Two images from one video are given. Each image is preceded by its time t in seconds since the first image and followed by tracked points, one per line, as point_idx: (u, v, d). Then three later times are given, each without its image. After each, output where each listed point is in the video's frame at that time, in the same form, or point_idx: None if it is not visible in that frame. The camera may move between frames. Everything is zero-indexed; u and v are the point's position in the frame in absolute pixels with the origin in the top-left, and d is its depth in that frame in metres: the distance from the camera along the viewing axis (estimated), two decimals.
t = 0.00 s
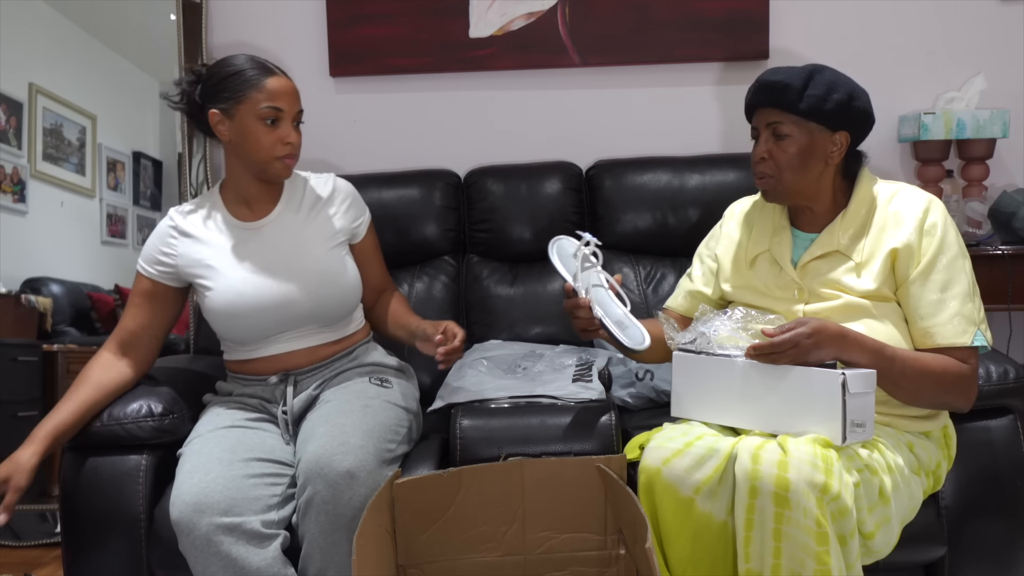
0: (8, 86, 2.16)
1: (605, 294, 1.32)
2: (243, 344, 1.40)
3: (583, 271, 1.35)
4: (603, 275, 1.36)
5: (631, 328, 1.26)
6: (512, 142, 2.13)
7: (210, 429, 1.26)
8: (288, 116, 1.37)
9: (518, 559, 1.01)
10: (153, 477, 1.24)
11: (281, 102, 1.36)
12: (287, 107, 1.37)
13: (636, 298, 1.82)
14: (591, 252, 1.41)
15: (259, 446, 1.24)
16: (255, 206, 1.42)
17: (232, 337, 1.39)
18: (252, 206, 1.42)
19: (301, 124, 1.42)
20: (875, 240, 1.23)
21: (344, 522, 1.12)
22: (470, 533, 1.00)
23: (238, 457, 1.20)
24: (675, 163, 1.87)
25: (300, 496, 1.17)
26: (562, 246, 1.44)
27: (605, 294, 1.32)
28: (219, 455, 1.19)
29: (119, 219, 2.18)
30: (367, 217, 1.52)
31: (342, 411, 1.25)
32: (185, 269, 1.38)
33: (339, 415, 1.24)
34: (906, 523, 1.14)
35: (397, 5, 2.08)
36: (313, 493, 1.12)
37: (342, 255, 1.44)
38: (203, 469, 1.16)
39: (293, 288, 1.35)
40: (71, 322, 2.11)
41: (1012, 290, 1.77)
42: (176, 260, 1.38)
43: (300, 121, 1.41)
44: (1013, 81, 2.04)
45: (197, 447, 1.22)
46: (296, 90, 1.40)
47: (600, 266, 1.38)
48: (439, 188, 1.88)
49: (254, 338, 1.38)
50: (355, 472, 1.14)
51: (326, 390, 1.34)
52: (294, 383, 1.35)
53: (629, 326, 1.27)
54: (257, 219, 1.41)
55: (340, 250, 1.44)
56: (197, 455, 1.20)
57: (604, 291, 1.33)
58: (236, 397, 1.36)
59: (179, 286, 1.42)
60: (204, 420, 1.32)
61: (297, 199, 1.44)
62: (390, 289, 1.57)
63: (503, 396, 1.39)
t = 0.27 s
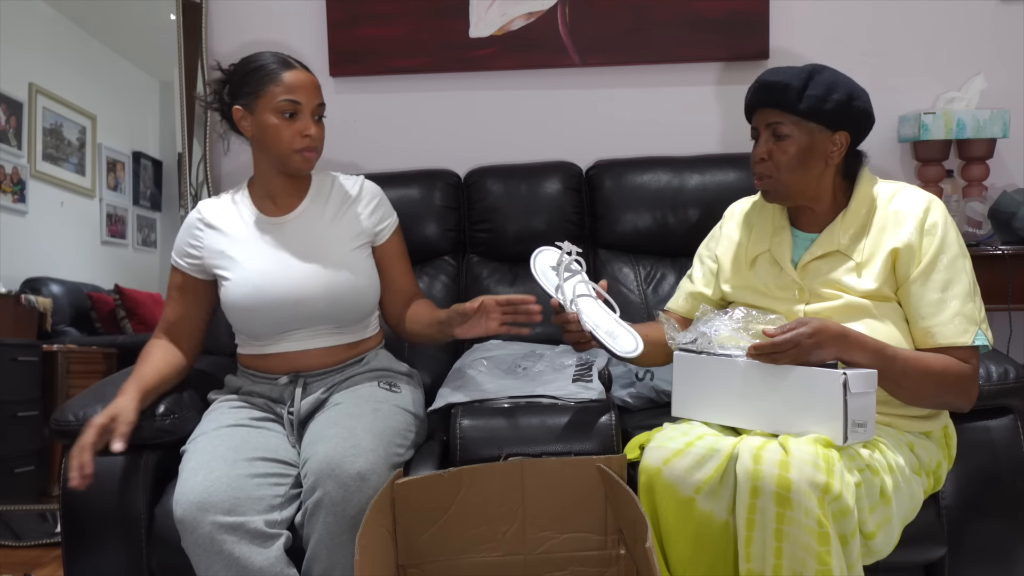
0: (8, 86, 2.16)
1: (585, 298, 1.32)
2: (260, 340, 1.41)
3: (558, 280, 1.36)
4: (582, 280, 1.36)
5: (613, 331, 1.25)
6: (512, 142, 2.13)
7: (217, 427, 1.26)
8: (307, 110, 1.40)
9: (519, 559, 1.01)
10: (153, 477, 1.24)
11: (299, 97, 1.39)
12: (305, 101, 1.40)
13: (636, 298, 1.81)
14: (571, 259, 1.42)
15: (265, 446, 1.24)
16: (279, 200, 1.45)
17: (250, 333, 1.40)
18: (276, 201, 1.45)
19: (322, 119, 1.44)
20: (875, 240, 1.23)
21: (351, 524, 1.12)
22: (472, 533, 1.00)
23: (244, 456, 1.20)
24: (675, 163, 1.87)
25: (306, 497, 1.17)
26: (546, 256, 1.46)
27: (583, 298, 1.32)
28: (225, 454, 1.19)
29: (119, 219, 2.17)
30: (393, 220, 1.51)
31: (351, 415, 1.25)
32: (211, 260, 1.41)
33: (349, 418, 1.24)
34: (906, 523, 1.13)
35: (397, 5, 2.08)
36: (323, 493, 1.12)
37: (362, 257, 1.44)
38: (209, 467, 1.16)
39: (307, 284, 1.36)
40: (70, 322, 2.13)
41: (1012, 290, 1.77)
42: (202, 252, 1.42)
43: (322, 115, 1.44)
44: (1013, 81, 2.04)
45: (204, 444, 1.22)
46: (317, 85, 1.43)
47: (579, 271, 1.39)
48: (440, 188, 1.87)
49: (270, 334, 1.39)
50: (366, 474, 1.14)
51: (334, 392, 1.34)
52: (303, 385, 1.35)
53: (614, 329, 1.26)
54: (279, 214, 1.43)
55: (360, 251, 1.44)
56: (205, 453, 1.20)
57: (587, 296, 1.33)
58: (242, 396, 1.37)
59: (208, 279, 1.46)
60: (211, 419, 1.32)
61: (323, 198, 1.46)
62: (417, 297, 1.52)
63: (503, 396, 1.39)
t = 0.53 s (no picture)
0: (8, 86, 2.16)
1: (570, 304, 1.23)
2: (271, 337, 1.41)
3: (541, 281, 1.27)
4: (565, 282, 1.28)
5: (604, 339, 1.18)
6: (512, 142, 2.13)
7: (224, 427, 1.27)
8: (318, 107, 1.39)
9: (519, 559, 1.01)
10: (153, 477, 1.24)
11: (309, 93, 1.38)
12: (316, 97, 1.39)
13: (636, 298, 1.81)
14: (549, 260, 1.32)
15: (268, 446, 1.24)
16: (293, 198, 1.45)
17: (261, 328, 1.41)
18: (290, 199, 1.45)
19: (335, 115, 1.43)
20: (873, 241, 1.23)
21: (353, 524, 1.12)
22: (472, 533, 1.00)
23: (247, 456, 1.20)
24: (675, 163, 1.87)
25: (309, 497, 1.17)
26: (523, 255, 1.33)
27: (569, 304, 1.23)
28: (232, 455, 1.20)
29: (119, 219, 2.17)
30: (409, 221, 1.47)
31: (355, 416, 1.25)
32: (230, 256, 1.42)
33: (352, 419, 1.24)
34: (906, 523, 1.13)
35: (397, 5, 2.08)
36: (326, 493, 1.12)
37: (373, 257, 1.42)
38: (216, 468, 1.17)
39: (317, 282, 1.35)
40: (71, 322, 2.12)
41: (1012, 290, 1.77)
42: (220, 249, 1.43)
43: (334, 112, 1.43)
44: (1013, 81, 2.04)
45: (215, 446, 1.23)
46: (329, 82, 1.42)
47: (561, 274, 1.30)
48: (440, 188, 1.87)
49: (282, 329, 1.39)
50: (370, 474, 1.14)
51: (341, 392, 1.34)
52: (309, 385, 1.35)
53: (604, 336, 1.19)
54: (293, 212, 1.43)
55: (371, 252, 1.42)
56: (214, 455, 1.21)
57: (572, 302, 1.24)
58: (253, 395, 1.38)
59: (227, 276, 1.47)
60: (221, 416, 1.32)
61: (337, 197, 1.45)
62: (433, 299, 1.45)
63: (503, 396, 1.39)
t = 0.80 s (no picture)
0: (9, 86, 2.16)
1: (564, 299, 1.22)
2: (272, 335, 1.41)
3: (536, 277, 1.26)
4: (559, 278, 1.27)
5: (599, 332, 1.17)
6: (512, 142, 2.13)
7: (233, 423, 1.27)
8: (321, 104, 1.39)
9: (519, 559, 1.01)
10: (153, 477, 1.24)
11: (312, 91, 1.38)
12: (319, 95, 1.39)
13: (636, 298, 1.82)
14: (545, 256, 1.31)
15: (275, 444, 1.25)
16: (298, 197, 1.44)
17: (264, 327, 1.41)
18: (296, 198, 1.45)
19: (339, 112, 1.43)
20: (869, 241, 1.23)
21: (355, 523, 1.12)
22: (472, 532, 1.00)
23: (257, 454, 1.21)
24: (675, 163, 1.87)
25: (311, 497, 1.17)
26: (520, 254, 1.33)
27: (563, 298, 1.23)
28: (242, 452, 1.20)
29: (119, 219, 2.17)
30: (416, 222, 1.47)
31: (358, 416, 1.25)
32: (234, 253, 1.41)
33: (357, 419, 1.25)
34: (906, 523, 1.13)
35: (397, 5, 2.08)
36: (328, 492, 1.12)
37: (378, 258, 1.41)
38: (228, 465, 1.17)
39: (319, 282, 1.35)
40: (71, 322, 2.13)
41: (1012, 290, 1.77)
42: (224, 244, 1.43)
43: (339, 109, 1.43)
44: (1013, 81, 2.04)
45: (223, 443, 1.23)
46: (332, 80, 1.42)
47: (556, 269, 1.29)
48: (440, 188, 1.87)
49: (283, 329, 1.39)
50: (371, 474, 1.14)
51: (345, 391, 1.35)
52: (312, 385, 1.36)
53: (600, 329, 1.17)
54: (299, 211, 1.43)
55: (377, 253, 1.41)
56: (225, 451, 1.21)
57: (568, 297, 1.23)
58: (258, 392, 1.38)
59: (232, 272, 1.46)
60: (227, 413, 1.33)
61: (344, 197, 1.44)
62: (440, 300, 1.44)
63: (503, 396, 1.39)
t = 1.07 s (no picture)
0: (9, 86, 2.16)
1: (559, 287, 1.21)
2: (276, 337, 1.41)
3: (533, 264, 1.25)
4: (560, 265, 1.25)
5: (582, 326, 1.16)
6: (512, 141, 2.13)
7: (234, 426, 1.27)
8: (321, 102, 1.39)
9: (518, 559, 1.01)
10: (153, 477, 1.24)
11: (311, 88, 1.38)
12: (318, 92, 1.39)
13: (636, 298, 1.82)
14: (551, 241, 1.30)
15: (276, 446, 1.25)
16: (304, 199, 1.44)
17: (268, 329, 1.41)
18: (301, 199, 1.45)
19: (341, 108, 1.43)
20: (869, 241, 1.23)
21: (355, 523, 1.12)
22: (471, 532, 1.00)
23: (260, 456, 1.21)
24: (675, 163, 1.87)
25: (311, 498, 1.16)
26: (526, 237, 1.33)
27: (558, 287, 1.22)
28: (242, 454, 1.21)
29: (119, 219, 2.17)
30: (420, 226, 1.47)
31: (357, 417, 1.26)
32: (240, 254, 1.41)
33: (355, 420, 1.25)
34: (906, 523, 1.13)
35: (397, 5, 2.09)
36: (327, 493, 1.12)
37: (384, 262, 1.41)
38: (229, 466, 1.18)
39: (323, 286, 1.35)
40: (71, 322, 2.13)
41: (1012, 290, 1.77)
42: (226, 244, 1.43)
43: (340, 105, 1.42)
44: (1013, 81, 2.04)
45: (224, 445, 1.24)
46: (331, 77, 1.41)
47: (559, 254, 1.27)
48: (439, 188, 1.87)
49: (287, 331, 1.39)
50: (370, 474, 1.14)
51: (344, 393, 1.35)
52: (312, 387, 1.36)
53: (584, 323, 1.17)
54: (304, 212, 1.43)
55: (382, 257, 1.41)
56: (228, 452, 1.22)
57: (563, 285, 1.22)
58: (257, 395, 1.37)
59: (234, 271, 1.47)
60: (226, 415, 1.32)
61: (349, 200, 1.44)
62: (446, 300, 1.44)
63: (503, 396, 1.39)
